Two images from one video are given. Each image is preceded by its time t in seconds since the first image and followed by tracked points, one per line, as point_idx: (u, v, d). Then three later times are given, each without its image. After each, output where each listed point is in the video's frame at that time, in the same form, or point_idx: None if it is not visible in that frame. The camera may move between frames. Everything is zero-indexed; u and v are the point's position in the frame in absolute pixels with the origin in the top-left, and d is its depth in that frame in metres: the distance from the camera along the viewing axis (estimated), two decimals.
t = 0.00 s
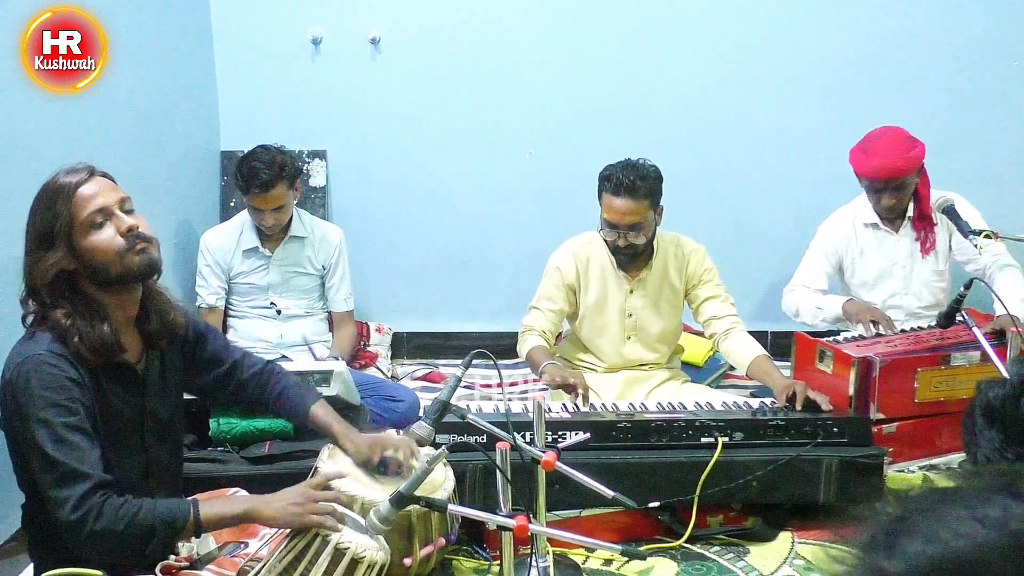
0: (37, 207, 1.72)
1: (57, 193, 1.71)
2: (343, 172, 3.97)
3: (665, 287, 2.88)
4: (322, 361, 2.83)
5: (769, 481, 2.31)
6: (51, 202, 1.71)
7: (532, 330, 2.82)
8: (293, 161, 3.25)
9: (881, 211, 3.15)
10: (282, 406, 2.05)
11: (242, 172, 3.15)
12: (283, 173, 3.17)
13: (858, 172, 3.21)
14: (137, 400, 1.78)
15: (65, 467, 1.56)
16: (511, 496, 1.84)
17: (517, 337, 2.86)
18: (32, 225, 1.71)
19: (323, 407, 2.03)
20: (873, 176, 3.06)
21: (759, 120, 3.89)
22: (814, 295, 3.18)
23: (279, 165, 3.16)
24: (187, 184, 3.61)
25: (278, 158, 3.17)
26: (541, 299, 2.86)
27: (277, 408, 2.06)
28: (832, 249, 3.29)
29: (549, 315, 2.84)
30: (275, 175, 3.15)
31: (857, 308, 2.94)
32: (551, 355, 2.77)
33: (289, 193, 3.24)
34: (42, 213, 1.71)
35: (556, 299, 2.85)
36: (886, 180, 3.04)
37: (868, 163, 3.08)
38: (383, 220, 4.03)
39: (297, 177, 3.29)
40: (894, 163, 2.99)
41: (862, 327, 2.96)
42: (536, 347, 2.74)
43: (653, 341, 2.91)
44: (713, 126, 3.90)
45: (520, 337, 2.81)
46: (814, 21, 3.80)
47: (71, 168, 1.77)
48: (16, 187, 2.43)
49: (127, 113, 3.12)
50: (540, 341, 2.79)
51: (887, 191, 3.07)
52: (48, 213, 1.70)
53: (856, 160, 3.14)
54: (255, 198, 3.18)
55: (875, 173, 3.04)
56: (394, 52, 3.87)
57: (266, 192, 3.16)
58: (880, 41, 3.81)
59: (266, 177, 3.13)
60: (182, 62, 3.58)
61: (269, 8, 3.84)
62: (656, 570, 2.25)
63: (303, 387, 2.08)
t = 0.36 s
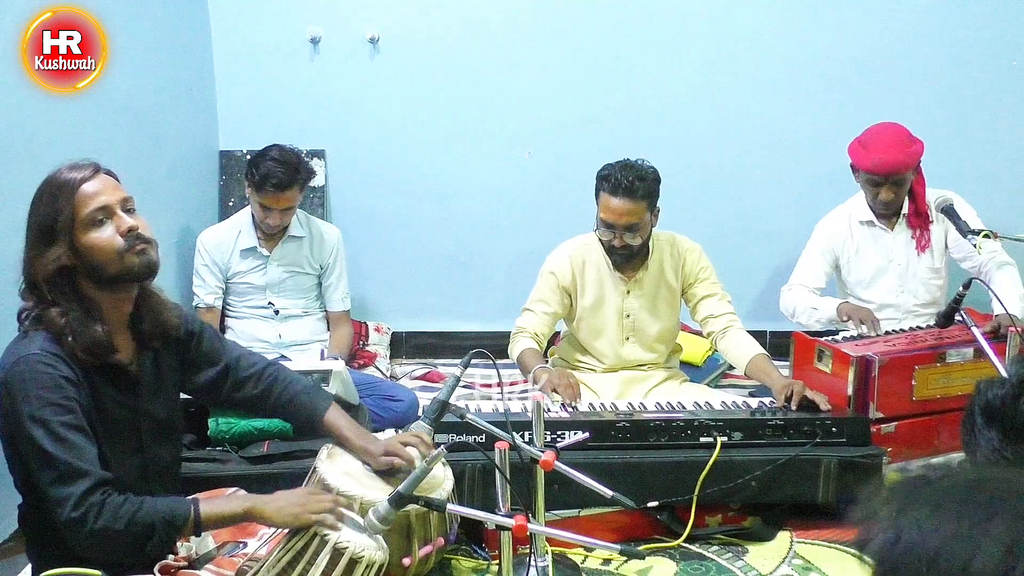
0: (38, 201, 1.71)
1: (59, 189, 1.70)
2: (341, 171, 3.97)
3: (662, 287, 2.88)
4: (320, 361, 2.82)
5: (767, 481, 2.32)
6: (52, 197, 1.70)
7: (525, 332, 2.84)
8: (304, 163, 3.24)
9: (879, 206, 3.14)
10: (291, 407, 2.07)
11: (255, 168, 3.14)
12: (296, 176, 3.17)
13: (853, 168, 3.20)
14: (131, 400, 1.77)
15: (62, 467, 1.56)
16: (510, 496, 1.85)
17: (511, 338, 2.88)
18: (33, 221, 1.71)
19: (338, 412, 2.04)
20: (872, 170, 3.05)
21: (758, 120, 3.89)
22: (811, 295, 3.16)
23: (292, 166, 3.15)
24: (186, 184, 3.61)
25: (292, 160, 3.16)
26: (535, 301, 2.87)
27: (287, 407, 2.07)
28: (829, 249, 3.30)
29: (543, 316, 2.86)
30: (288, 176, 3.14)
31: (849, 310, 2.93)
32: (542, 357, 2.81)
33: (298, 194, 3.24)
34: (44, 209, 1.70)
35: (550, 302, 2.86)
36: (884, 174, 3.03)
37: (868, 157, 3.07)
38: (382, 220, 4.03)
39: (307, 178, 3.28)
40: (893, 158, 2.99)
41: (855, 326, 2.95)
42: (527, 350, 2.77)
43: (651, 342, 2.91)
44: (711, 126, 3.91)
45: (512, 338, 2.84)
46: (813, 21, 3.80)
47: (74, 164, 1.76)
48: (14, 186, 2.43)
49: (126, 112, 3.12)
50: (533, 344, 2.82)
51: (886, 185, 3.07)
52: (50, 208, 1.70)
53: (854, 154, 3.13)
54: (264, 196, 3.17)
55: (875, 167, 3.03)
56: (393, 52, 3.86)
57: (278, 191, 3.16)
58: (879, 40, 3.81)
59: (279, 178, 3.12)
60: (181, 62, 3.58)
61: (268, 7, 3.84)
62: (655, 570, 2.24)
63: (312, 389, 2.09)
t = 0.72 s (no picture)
0: (42, 198, 1.70)
1: (66, 186, 1.69)
2: (340, 170, 3.97)
3: (659, 286, 2.88)
4: (320, 359, 2.82)
5: (766, 478, 2.32)
6: (56, 194, 1.69)
7: (521, 328, 2.83)
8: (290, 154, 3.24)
9: (882, 203, 3.14)
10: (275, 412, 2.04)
11: (240, 165, 3.16)
12: (281, 167, 3.16)
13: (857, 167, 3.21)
14: (131, 399, 1.77)
15: (61, 467, 1.56)
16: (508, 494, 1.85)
17: (507, 334, 2.87)
18: (37, 217, 1.70)
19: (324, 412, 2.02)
20: (870, 168, 3.06)
21: (757, 118, 3.89)
22: (813, 296, 3.19)
23: (276, 158, 3.15)
24: (184, 183, 3.61)
25: (276, 154, 3.16)
26: (531, 298, 2.86)
27: (270, 414, 2.04)
28: (833, 245, 3.30)
29: (539, 314, 2.85)
30: (271, 168, 3.14)
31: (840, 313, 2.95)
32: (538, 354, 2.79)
33: (287, 188, 3.23)
34: (48, 205, 1.69)
35: (546, 299, 2.86)
36: (883, 171, 3.04)
37: (864, 155, 3.09)
38: (381, 218, 4.02)
39: (296, 173, 3.28)
40: (890, 154, 3.00)
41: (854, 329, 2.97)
42: (523, 346, 2.76)
43: (649, 339, 2.91)
44: (710, 124, 3.90)
45: (508, 335, 2.83)
46: (812, 18, 3.80)
47: (81, 163, 1.75)
48: (13, 187, 2.43)
49: (125, 111, 3.12)
50: (529, 340, 2.81)
51: (886, 182, 3.08)
52: (54, 205, 1.69)
53: (853, 154, 3.15)
54: (254, 193, 3.18)
55: (873, 164, 3.04)
56: (391, 50, 3.86)
57: (264, 186, 3.16)
58: (877, 38, 3.81)
59: (262, 172, 3.13)
60: (179, 61, 3.58)
61: (266, 6, 3.84)
62: (654, 567, 2.24)
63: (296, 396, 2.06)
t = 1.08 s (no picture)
0: (93, 188, 1.65)
1: (123, 189, 1.66)
2: (338, 167, 3.96)
3: (658, 283, 2.88)
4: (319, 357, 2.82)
5: (765, 476, 2.32)
6: (108, 192, 1.65)
7: (523, 328, 2.83)
8: (287, 157, 3.24)
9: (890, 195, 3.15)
10: (272, 411, 2.03)
11: (235, 164, 3.15)
12: (278, 167, 3.16)
13: (868, 155, 3.21)
14: (126, 400, 1.77)
15: (60, 465, 1.56)
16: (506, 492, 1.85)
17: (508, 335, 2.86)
18: (83, 206, 1.65)
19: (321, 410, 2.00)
20: (887, 158, 3.06)
21: (755, 116, 3.89)
22: (830, 294, 3.16)
23: (273, 159, 3.15)
24: (183, 181, 3.61)
25: (274, 154, 3.16)
26: (531, 298, 2.86)
27: (268, 411, 2.03)
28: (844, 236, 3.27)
29: (539, 314, 2.84)
30: (269, 168, 3.14)
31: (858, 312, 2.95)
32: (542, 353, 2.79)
33: (282, 189, 3.23)
34: (100, 200, 1.64)
35: (546, 298, 2.85)
36: (899, 162, 3.05)
37: (884, 144, 3.07)
38: (379, 216, 4.02)
39: (292, 173, 3.28)
40: (911, 145, 3.01)
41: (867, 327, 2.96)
42: (526, 346, 2.75)
43: (649, 337, 2.91)
44: (708, 122, 3.90)
45: (511, 335, 2.82)
46: (810, 16, 3.80)
47: (143, 169, 1.71)
48: (12, 185, 2.43)
49: (124, 110, 3.12)
50: (531, 340, 2.80)
51: (899, 172, 3.09)
52: (105, 202, 1.64)
53: (869, 139, 3.14)
54: (247, 189, 3.16)
55: (891, 154, 3.05)
56: (389, 48, 3.86)
57: (258, 184, 3.15)
58: (876, 36, 3.81)
59: (259, 171, 3.12)
60: (178, 59, 3.58)
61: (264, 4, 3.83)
62: (654, 565, 2.24)
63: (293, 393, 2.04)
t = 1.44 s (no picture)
0: (117, 198, 1.65)
1: (148, 201, 1.66)
2: (337, 166, 3.96)
3: (657, 282, 2.88)
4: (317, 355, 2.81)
5: (764, 474, 2.32)
6: (132, 202, 1.65)
7: (519, 324, 2.83)
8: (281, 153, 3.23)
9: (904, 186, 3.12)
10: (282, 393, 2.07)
11: (233, 165, 3.16)
12: (273, 164, 3.15)
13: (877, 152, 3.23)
14: (126, 402, 1.77)
15: (59, 471, 1.56)
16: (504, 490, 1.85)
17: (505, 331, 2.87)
18: (105, 215, 1.65)
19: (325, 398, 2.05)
20: (892, 148, 3.08)
21: (754, 114, 3.89)
22: (836, 290, 3.23)
23: (267, 156, 3.14)
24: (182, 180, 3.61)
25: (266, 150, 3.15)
26: (529, 295, 2.87)
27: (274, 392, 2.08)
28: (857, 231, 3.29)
29: (536, 310, 2.86)
30: (263, 166, 3.13)
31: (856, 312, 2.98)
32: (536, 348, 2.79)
33: (280, 185, 3.22)
34: (124, 210, 1.64)
35: (544, 296, 2.86)
36: (904, 151, 3.06)
37: (887, 137, 3.10)
38: (378, 214, 4.02)
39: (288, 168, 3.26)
40: (914, 133, 3.01)
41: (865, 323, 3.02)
42: (522, 342, 2.76)
43: (648, 336, 2.91)
44: (707, 120, 3.90)
45: (507, 330, 2.83)
46: (809, 16, 3.80)
47: (169, 182, 1.71)
48: (12, 185, 2.43)
49: (124, 109, 3.12)
50: (527, 336, 2.81)
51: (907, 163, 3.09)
52: (129, 212, 1.64)
53: (875, 138, 3.16)
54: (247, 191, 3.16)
55: (895, 143, 3.06)
56: (388, 47, 3.85)
57: (256, 183, 3.14)
58: (876, 34, 3.81)
59: (254, 169, 3.11)
60: (176, 58, 3.57)
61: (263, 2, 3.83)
62: (653, 563, 2.24)
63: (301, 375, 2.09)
